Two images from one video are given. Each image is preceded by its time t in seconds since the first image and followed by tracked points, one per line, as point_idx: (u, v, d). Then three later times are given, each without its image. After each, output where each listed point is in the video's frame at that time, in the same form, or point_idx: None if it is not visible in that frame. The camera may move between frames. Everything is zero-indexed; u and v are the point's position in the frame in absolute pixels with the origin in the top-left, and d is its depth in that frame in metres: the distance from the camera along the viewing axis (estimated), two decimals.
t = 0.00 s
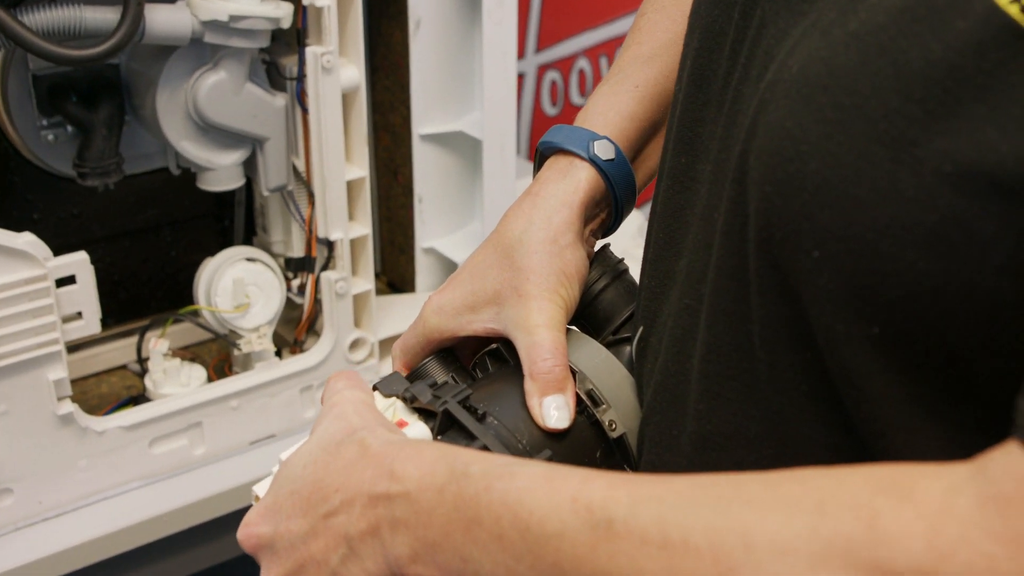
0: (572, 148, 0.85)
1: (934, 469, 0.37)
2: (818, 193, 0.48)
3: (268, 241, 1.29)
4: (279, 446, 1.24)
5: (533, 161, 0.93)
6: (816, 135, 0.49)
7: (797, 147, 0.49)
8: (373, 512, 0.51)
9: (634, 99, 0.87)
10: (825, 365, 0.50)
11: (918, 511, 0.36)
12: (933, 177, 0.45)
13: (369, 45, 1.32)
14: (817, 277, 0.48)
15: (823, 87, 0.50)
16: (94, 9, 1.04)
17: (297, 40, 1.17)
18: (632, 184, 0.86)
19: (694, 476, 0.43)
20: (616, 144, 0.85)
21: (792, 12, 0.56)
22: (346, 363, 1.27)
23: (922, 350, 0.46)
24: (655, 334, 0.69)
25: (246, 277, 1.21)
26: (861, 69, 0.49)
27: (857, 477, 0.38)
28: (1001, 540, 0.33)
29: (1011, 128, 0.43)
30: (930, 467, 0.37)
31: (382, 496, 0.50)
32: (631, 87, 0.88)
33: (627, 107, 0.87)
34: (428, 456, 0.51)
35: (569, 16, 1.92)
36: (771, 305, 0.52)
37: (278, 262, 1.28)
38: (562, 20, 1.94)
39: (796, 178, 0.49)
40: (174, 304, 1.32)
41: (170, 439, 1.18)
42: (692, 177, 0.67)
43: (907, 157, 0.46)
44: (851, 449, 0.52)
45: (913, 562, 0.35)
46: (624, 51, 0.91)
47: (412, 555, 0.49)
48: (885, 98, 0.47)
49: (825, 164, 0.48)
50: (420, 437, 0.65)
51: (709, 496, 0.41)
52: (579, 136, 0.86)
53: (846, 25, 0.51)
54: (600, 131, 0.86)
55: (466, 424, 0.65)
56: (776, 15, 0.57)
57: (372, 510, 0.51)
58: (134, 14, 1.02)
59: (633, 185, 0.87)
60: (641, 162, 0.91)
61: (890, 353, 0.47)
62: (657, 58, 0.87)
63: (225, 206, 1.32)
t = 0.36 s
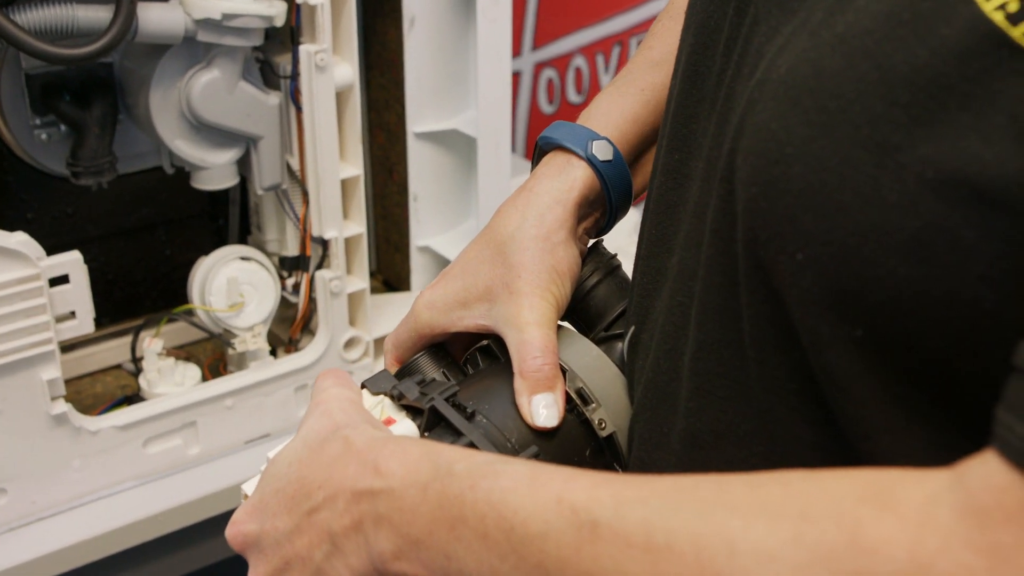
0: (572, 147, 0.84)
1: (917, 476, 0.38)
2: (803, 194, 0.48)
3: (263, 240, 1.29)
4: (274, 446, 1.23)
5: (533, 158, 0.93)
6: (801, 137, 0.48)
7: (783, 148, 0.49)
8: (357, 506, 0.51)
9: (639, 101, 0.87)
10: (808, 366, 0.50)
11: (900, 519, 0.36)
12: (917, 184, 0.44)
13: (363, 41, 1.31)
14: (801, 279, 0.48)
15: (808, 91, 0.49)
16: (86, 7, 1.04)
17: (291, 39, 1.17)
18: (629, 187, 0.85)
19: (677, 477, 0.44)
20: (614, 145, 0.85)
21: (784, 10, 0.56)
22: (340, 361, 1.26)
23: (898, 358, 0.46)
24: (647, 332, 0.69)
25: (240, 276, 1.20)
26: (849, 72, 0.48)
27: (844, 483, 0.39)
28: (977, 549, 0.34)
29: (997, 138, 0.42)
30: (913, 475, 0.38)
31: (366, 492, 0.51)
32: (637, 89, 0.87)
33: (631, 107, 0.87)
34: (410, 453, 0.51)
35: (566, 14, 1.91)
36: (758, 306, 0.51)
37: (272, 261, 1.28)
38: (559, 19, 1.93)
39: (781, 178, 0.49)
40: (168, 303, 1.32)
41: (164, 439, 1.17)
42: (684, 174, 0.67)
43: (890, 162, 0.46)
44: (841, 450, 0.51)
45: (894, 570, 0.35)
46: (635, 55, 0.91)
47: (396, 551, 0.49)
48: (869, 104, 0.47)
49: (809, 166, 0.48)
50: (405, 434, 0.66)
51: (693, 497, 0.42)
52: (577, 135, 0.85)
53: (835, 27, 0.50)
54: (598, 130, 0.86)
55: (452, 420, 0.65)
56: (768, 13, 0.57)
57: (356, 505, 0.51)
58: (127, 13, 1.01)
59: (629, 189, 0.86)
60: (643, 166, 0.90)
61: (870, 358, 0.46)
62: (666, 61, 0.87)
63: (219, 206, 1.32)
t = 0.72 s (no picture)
0: (566, 143, 0.84)
1: (898, 462, 0.38)
2: (795, 191, 0.47)
3: (254, 239, 1.28)
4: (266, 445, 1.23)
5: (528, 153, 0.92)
6: (793, 134, 0.47)
7: (773, 145, 0.48)
8: (340, 497, 0.51)
9: (636, 98, 0.87)
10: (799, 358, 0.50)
11: (879, 505, 0.37)
12: (909, 180, 0.44)
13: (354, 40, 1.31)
14: (791, 277, 0.47)
15: (799, 85, 0.48)
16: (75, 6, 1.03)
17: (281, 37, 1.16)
18: (623, 187, 0.85)
19: (657, 466, 0.44)
20: (610, 143, 0.84)
21: (774, 5, 0.54)
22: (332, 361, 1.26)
23: (888, 347, 0.45)
24: (639, 330, 0.68)
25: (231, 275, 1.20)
26: (837, 68, 0.47)
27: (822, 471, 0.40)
28: (957, 536, 0.35)
29: (988, 135, 0.41)
30: (893, 461, 0.39)
31: (349, 482, 0.51)
32: (633, 85, 0.87)
33: (626, 104, 0.87)
34: (393, 443, 0.51)
35: (561, 12, 1.91)
36: (749, 304, 0.51)
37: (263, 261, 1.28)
38: (553, 17, 1.93)
39: (772, 175, 0.47)
40: (160, 303, 1.32)
41: (155, 439, 1.17)
42: (676, 170, 0.67)
43: (882, 160, 0.45)
44: (832, 445, 0.51)
45: (871, 556, 0.36)
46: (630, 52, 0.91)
47: (378, 542, 0.49)
48: (859, 99, 0.46)
49: (800, 162, 0.47)
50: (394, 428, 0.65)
51: (674, 483, 0.42)
52: (573, 131, 0.84)
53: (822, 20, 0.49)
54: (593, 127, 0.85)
55: (439, 413, 0.64)
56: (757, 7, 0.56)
57: (339, 496, 0.51)
58: (115, 13, 1.00)
59: (624, 188, 0.86)
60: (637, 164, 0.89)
61: (863, 354, 0.46)
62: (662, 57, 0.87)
63: (210, 205, 1.32)
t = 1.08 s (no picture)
0: (562, 141, 0.83)
1: (873, 448, 0.38)
2: (786, 185, 0.46)
3: (247, 240, 1.29)
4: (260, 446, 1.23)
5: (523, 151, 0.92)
6: (782, 131, 0.46)
7: (762, 140, 0.47)
8: (327, 492, 0.51)
9: (634, 98, 0.87)
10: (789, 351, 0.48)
11: (856, 490, 0.37)
12: (901, 176, 0.43)
13: (347, 40, 1.31)
14: (781, 275, 0.46)
15: (787, 80, 0.47)
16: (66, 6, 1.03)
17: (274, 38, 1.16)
18: (619, 188, 0.85)
19: (640, 455, 0.44)
20: (607, 143, 0.84)
21: (765, 6, 0.54)
22: (325, 361, 1.26)
23: (875, 338, 0.44)
24: (632, 327, 0.68)
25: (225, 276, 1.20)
26: (829, 62, 0.47)
27: (797, 460, 0.39)
28: (934, 518, 0.34)
29: (975, 126, 0.41)
30: (873, 447, 0.38)
31: (336, 475, 0.50)
32: (630, 85, 0.87)
33: (622, 104, 0.86)
34: (381, 437, 0.50)
35: (556, 12, 1.91)
36: (746, 301, 0.50)
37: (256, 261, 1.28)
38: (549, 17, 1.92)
39: (760, 172, 0.47)
40: (154, 303, 1.32)
41: (148, 440, 1.17)
42: (668, 169, 0.67)
43: (871, 154, 0.44)
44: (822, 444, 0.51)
45: (849, 539, 0.36)
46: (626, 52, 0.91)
47: (365, 535, 0.48)
48: (848, 94, 0.45)
49: (790, 157, 0.46)
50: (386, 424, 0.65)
51: (653, 469, 0.42)
52: (570, 131, 0.84)
53: (813, 19, 0.49)
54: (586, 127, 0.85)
55: (436, 416, 0.64)
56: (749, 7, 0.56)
57: (326, 490, 0.51)
58: (107, 13, 1.00)
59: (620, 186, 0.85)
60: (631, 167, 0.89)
61: (849, 354, 0.45)
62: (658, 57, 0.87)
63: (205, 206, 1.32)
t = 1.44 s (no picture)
0: (547, 142, 0.84)
1: (843, 408, 0.38)
2: (778, 178, 0.46)
3: (236, 240, 1.29)
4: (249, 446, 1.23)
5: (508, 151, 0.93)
6: (774, 122, 0.46)
7: (753, 133, 0.47)
8: (310, 493, 0.51)
9: (620, 98, 0.87)
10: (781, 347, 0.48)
11: (830, 451, 0.37)
12: (894, 162, 0.43)
13: (336, 41, 1.31)
14: (779, 267, 0.46)
15: (777, 76, 0.47)
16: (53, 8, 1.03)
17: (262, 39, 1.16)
18: (603, 186, 0.85)
19: (618, 436, 0.44)
20: (590, 142, 0.85)
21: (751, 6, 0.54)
22: (314, 362, 1.27)
23: (869, 338, 0.44)
24: (621, 328, 0.68)
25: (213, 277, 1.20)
26: (819, 58, 0.46)
27: (772, 425, 0.40)
28: (909, 475, 0.35)
29: (965, 110, 0.41)
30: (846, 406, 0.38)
31: (317, 477, 0.51)
32: (615, 85, 0.87)
33: (608, 103, 0.86)
34: (359, 435, 0.51)
35: (545, 12, 1.91)
36: (738, 300, 0.48)
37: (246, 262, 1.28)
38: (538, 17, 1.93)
39: (754, 165, 0.46)
40: (143, 305, 1.32)
41: (137, 442, 1.17)
42: (654, 169, 0.67)
43: (863, 142, 0.44)
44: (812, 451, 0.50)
45: (823, 500, 0.36)
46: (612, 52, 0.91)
47: (348, 533, 0.49)
48: (839, 83, 0.45)
49: (781, 150, 0.46)
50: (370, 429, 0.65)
51: (625, 448, 0.42)
52: (553, 130, 0.85)
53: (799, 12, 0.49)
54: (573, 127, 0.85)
55: (416, 414, 0.64)
56: (737, 7, 0.56)
57: (309, 492, 0.51)
58: (94, 15, 1.00)
59: (604, 186, 0.86)
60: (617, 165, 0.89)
61: (844, 348, 0.44)
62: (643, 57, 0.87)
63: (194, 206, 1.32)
